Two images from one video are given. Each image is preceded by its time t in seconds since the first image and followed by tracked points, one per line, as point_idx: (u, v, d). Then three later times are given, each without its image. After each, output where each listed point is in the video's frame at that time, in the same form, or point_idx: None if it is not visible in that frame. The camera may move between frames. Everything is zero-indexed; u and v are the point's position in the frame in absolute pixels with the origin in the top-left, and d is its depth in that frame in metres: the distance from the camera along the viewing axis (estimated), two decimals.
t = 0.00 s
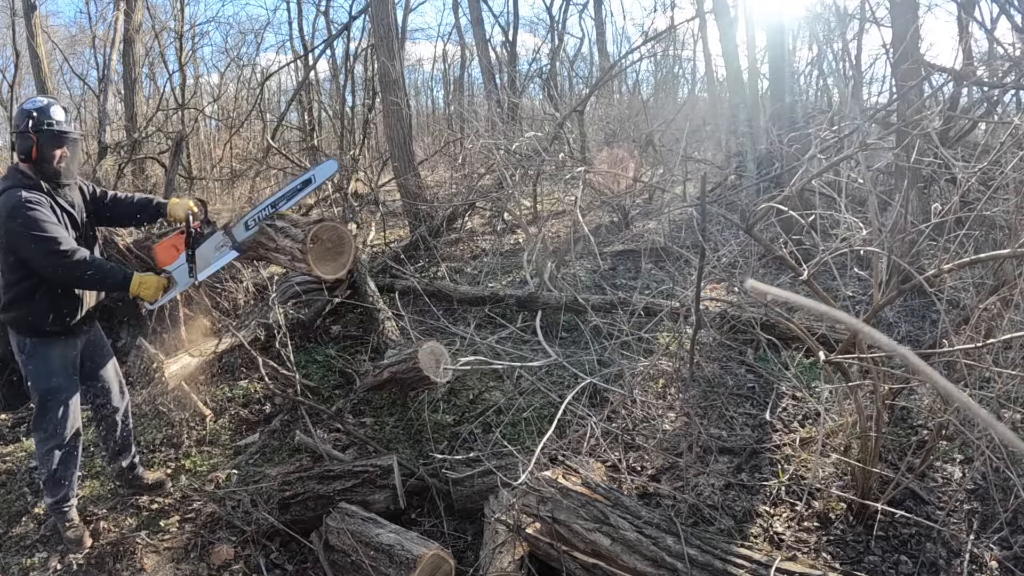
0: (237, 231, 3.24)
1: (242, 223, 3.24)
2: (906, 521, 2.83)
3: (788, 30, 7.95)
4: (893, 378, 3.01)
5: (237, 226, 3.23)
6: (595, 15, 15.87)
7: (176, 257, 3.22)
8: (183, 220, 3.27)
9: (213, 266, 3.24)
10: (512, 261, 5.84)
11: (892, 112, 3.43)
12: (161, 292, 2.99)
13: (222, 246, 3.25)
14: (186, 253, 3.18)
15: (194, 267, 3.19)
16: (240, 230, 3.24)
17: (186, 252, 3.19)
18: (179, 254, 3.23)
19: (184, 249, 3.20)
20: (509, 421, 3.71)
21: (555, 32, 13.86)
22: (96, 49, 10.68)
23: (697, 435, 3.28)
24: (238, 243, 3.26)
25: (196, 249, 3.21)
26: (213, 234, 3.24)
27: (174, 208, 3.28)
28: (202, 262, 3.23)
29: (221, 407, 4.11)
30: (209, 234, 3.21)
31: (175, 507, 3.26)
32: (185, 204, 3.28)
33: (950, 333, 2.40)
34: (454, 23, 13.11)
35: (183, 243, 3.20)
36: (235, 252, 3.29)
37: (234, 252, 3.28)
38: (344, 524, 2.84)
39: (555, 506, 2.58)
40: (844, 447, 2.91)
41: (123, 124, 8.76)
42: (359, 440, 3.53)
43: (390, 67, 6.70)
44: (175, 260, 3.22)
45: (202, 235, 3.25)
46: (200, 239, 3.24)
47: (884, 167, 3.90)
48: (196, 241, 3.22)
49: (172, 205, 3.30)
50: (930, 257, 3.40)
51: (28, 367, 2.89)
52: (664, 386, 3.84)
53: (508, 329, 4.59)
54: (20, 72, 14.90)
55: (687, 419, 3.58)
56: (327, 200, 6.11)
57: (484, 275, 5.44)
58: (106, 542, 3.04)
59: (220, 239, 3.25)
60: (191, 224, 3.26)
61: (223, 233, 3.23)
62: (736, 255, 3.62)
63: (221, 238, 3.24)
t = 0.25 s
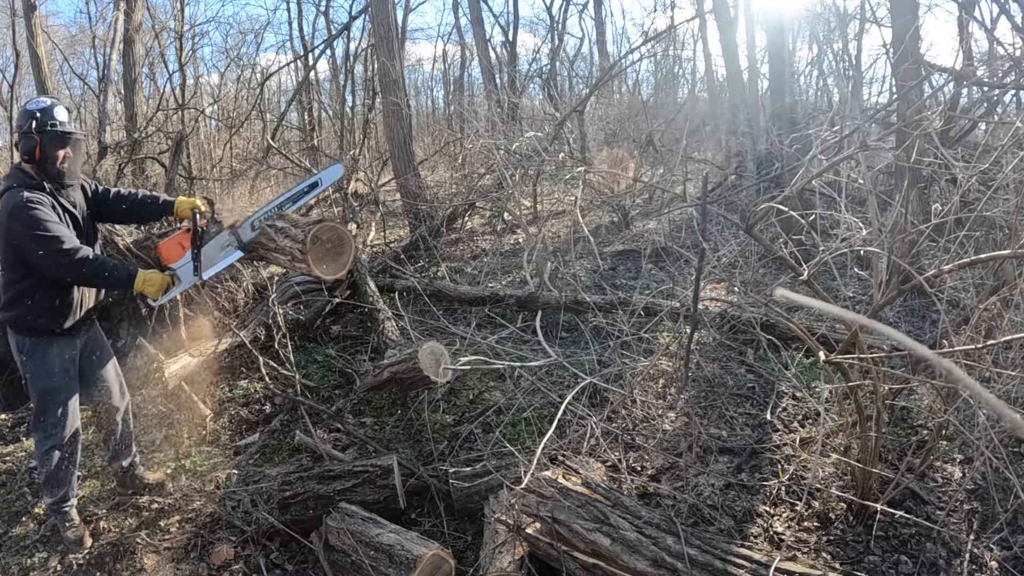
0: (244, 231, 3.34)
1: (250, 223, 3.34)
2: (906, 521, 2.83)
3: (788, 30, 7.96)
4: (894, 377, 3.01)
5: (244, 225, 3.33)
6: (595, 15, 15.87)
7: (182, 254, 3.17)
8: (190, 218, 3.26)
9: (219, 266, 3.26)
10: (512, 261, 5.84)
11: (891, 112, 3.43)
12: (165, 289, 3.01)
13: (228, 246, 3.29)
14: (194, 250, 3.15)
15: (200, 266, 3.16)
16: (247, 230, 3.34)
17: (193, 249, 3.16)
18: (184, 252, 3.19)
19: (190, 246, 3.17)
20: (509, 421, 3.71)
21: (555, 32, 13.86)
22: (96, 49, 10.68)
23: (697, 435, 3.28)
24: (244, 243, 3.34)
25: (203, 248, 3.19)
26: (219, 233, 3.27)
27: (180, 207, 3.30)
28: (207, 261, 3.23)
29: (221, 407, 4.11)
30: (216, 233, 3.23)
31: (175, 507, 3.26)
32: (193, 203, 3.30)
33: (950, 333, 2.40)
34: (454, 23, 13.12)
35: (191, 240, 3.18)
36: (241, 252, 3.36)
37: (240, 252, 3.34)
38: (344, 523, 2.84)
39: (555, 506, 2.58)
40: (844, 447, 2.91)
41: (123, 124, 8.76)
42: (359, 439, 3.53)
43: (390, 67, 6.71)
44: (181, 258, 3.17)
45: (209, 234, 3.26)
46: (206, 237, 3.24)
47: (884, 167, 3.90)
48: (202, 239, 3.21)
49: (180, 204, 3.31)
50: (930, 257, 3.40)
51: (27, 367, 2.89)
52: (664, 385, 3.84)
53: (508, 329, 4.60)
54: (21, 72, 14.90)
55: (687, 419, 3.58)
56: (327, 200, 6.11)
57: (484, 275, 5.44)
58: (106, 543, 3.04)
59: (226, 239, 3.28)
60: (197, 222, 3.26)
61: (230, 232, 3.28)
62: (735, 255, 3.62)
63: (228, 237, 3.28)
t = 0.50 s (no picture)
0: (244, 234, 3.39)
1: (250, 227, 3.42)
2: (906, 521, 2.83)
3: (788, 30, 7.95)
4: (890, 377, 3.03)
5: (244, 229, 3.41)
6: (595, 15, 15.87)
7: (182, 257, 3.31)
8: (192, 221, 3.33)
9: (219, 268, 3.37)
10: (512, 261, 5.84)
11: (891, 112, 3.43)
12: (164, 290, 3.00)
13: (228, 249, 3.38)
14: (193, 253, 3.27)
15: (198, 269, 3.27)
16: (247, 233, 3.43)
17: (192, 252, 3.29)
18: (185, 254, 3.32)
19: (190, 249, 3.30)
20: (509, 422, 3.71)
21: (555, 32, 13.86)
22: (96, 49, 10.68)
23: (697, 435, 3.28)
24: (245, 245, 3.40)
25: (202, 251, 3.30)
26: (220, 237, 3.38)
27: (182, 208, 3.36)
28: (207, 263, 3.35)
29: (221, 407, 4.11)
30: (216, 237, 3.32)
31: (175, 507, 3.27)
32: (194, 205, 3.35)
33: (950, 333, 2.40)
34: (454, 23, 13.11)
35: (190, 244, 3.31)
36: (241, 255, 3.43)
37: (240, 255, 3.41)
38: (344, 523, 2.84)
39: (555, 506, 2.58)
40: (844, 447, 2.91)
41: (123, 124, 8.76)
42: (359, 439, 3.53)
43: (390, 67, 6.71)
44: (182, 260, 3.31)
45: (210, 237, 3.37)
46: (206, 241, 3.35)
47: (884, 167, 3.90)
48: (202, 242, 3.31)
49: (182, 205, 3.37)
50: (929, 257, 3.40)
51: (26, 366, 2.89)
52: (664, 385, 3.84)
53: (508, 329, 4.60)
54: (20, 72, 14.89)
55: (687, 419, 3.58)
56: (327, 200, 6.11)
57: (484, 275, 5.44)
58: (106, 543, 3.04)
59: (226, 242, 3.37)
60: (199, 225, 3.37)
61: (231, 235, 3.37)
62: (735, 255, 3.62)
63: (228, 241, 3.38)
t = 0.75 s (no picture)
0: (239, 240, 3.41)
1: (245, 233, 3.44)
2: (906, 521, 2.83)
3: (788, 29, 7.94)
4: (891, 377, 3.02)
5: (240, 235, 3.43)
6: (595, 15, 15.86)
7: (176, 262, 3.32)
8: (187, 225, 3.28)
9: (213, 274, 3.40)
10: (512, 261, 5.84)
11: (892, 112, 3.43)
12: (160, 296, 2.94)
13: (222, 255, 3.41)
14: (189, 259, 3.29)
15: (193, 275, 3.29)
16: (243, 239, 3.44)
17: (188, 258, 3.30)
18: (180, 259, 3.33)
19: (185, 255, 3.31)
20: (509, 421, 3.71)
21: (555, 32, 13.84)
22: (96, 49, 10.68)
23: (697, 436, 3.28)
24: (239, 252, 3.42)
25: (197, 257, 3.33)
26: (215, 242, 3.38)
27: (179, 212, 3.30)
28: (202, 268, 3.37)
29: (221, 407, 4.11)
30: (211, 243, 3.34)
31: (176, 507, 3.27)
32: (190, 209, 3.27)
33: (950, 333, 2.39)
34: (454, 23, 13.11)
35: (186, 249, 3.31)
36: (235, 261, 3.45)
37: (234, 261, 3.43)
38: (344, 523, 2.84)
39: (555, 506, 2.58)
40: (844, 447, 2.91)
41: (123, 124, 8.76)
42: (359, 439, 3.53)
43: (390, 67, 6.70)
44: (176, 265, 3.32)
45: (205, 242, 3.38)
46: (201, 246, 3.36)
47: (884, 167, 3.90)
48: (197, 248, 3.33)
49: (178, 209, 3.30)
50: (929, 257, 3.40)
51: (26, 367, 2.89)
52: (664, 385, 3.84)
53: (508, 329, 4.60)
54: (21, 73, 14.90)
55: (687, 419, 3.58)
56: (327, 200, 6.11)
57: (484, 275, 5.44)
58: (105, 543, 3.04)
59: (220, 248, 3.40)
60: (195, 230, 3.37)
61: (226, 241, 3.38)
62: (735, 254, 3.62)
63: (223, 246, 3.40)
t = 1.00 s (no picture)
0: (234, 245, 3.34)
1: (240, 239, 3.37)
2: (905, 521, 2.84)
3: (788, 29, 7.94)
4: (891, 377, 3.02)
5: (235, 240, 3.35)
6: (595, 15, 15.87)
7: (170, 265, 3.20)
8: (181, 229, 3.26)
9: (207, 279, 3.29)
10: (512, 261, 5.84)
11: (891, 112, 3.43)
12: (151, 299, 2.98)
13: (216, 260, 3.30)
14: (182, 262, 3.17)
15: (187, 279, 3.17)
16: (237, 244, 3.37)
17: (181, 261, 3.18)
18: (173, 263, 3.21)
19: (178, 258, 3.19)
20: (509, 421, 3.71)
21: (555, 32, 13.84)
22: (96, 49, 10.68)
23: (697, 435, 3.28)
24: (233, 257, 3.34)
25: (191, 261, 3.21)
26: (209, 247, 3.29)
27: (174, 216, 3.31)
28: (195, 273, 3.25)
29: (221, 407, 4.11)
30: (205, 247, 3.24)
31: (175, 507, 3.26)
32: (185, 213, 3.30)
33: (950, 333, 2.39)
34: (454, 23, 13.12)
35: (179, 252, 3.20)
36: (229, 266, 3.36)
37: (228, 267, 3.34)
38: (344, 523, 2.84)
39: (555, 506, 2.58)
40: (844, 447, 2.91)
41: (123, 124, 8.76)
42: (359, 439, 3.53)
43: (390, 67, 6.70)
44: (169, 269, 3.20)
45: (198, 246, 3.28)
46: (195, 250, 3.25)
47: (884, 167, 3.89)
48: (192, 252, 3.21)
49: (172, 213, 3.32)
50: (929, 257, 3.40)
51: (23, 369, 2.89)
52: (664, 385, 3.84)
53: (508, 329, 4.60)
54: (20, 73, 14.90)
55: (687, 419, 3.59)
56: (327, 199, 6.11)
57: (484, 275, 5.44)
58: (105, 543, 3.04)
59: (215, 252, 3.30)
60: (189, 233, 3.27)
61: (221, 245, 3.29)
62: (735, 254, 3.62)
63: (217, 251, 3.30)
